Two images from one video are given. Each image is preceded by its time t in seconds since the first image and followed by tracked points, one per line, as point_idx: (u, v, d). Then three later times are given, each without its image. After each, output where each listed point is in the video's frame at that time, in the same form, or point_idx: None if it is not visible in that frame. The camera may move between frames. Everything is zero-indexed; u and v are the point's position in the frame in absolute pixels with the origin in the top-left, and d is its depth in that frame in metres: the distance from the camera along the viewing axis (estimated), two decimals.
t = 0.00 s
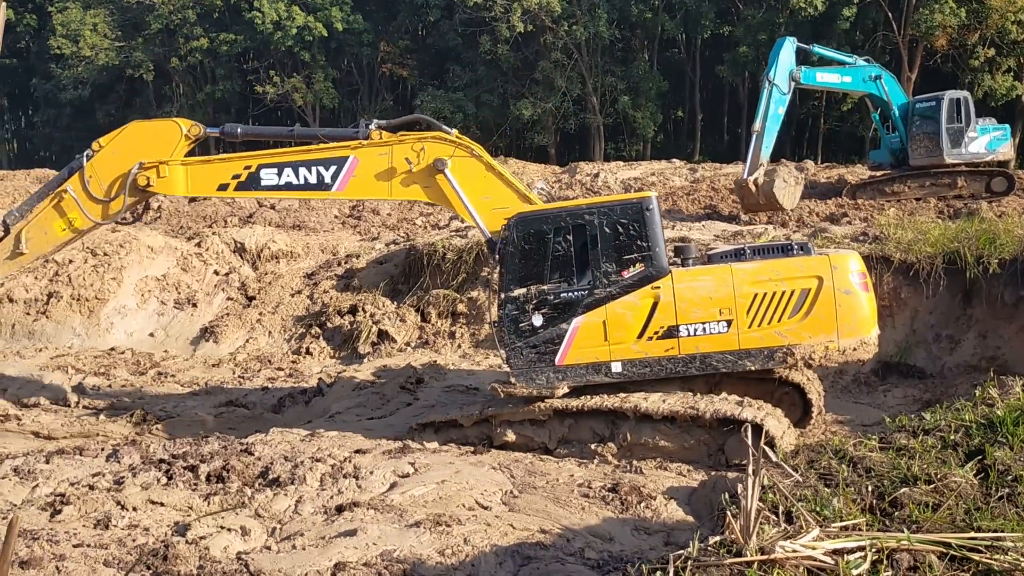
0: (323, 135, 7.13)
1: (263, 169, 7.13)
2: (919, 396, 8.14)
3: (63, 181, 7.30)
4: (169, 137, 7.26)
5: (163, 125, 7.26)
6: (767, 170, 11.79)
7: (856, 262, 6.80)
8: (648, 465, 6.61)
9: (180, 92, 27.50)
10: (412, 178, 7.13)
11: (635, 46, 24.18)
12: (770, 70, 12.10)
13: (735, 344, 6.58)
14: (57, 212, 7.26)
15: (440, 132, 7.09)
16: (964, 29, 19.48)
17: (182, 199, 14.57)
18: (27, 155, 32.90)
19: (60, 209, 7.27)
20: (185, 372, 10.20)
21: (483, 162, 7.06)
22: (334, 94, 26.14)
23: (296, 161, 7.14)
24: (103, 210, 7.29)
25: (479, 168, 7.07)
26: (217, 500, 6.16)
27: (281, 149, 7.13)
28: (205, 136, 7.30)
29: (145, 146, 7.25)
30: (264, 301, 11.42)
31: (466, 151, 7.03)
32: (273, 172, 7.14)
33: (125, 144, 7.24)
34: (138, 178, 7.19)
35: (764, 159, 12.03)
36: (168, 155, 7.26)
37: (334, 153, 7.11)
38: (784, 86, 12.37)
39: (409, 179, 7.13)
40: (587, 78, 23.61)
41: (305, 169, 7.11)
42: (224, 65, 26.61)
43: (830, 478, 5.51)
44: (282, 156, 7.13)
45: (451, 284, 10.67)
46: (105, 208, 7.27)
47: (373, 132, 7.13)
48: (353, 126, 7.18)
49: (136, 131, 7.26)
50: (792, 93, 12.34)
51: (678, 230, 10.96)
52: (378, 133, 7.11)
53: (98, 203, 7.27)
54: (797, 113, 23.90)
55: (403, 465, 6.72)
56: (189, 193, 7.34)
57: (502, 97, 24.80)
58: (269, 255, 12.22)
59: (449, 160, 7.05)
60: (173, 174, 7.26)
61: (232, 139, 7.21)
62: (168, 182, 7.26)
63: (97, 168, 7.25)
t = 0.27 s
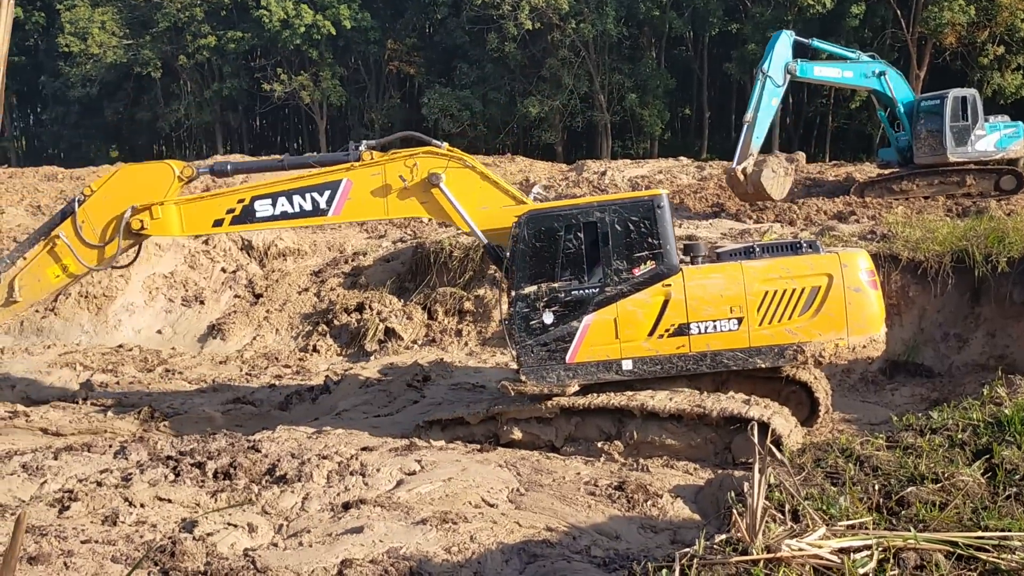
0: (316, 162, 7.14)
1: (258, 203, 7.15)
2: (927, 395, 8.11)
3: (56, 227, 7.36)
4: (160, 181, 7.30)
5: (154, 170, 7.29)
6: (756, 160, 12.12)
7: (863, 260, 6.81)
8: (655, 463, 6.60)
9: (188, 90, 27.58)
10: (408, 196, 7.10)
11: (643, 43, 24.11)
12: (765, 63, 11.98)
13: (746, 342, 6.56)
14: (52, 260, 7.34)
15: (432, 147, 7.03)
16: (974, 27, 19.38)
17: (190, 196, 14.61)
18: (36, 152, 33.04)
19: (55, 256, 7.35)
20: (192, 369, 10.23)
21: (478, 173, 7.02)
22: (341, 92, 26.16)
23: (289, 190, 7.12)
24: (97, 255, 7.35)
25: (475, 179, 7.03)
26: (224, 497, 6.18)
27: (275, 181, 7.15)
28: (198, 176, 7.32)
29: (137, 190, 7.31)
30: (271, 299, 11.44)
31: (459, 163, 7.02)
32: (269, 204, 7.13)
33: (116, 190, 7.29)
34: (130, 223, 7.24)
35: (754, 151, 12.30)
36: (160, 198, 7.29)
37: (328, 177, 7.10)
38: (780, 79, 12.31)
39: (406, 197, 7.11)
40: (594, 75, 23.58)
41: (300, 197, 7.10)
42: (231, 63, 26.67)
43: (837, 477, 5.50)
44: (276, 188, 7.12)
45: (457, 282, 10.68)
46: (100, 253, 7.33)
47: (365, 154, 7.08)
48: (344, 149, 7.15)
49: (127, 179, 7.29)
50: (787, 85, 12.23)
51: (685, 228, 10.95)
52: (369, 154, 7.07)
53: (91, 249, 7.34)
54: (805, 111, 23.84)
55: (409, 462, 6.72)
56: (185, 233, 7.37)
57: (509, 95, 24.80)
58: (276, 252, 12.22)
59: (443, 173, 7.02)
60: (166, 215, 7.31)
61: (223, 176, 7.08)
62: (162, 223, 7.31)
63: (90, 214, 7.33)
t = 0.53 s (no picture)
0: (307, 189, 7.14)
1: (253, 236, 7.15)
2: (932, 393, 8.09)
3: (48, 273, 7.27)
4: (154, 223, 7.23)
5: (145, 212, 7.22)
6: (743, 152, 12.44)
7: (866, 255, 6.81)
8: (659, 461, 6.61)
9: (193, 88, 27.61)
10: (403, 213, 7.08)
11: (647, 41, 24.07)
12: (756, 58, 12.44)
13: (753, 338, 6.56)
14: (46, 307, 7.26)
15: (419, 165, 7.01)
16: (980, 24, 19.32)
17: (195, 194, 14.63)
18: (42, 150, 33.14)
19: (49, 303, 7.26)
20: (197, 366, 10.26)
21: (469, 183, 7.01)
22: (346, 89, 26.18)
23: (282, 220, 7.11)
24: (92, 300, 7.29)
25: (468, 190, 7.02)
26: (229, 494, 6.20)
27: (266, 211, 7.15)
28: (192, 218, 7.25)
29: (131, 234, 7.23)
30: (276, 297, 11.46)
31: (450, 175, 7.00)
32: (264, 236, 7.14)
33: (110, 234, 7.22)
34: (126, 267, 7.18)
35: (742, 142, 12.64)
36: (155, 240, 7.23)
37: (319, 204, 7.07)
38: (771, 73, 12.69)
39: (401, 215, 7.09)
40: (599, 73, 23.55)
41: (295, 227, 7.10)
42: (236, 61, 26.69)
43: (841, 475, 5.49)
44: (269, 220, 7.12)
45: (462, 280, 10.69)
46: (96, 298, 7.27)
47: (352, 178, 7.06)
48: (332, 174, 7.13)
49: (119, 222, 7.21)
50: (779, 79, 12.65)
51: (690, 226, 10.94)
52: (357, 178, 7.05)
53: (86, 294, 7.26)
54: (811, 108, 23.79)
55: (414, 460, 6.73)
56: (181, 271, 7.34)
57: (514, 92, 24.80)
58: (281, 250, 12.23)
59: (435, 188, 6.99)
60: (161, 256, 7.25)
61: (213, 215, 7.22)
62: (157, 264, 7.26)
63: (83, 259, 7.24)
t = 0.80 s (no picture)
0: (301, 200, 7.05)
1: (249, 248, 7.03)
2: (934, 391, 8.08)
3: (40, 293, 7.04)
4: (147, 239, 7.03)
5: (138, 230, 7.00)
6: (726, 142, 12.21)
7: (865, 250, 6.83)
8: (661, 459, 6.62)
9: (194, 86, 27.62)
10: (400, 219, 7.02)
11: (649, 39, 24.04)
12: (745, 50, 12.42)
13: (757, 335, 6.56)
14: (40, 328, 7.05)
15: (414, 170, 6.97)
16: (982, 22, 19.28)
17: (197, 192, 14.64)
18: (43, 148, 33.16)
19: (42, 324, 7.05)
20: (199, 365, 10.26)
21: (467, 187, 6.99)
22: (348, 88, 26.19)
23: (279, 231, 7.01)
24: (88, 319, 7.09)
25: (465, 194, 7.00)
26: (231, 493, 6.21)
27: (261, 223, 7.04)
28: (187, 233, 7.06)
29: (124, 251, 7.02)
30: (277, 295, 11.47)
31: (447, 180, 6.97)
32: (260, 247, 7.03)
33: (103, 252, 7.00)
34: (121, 284, 6.98)
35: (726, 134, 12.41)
36: (150, 257, 7.02)
37: (315, 213, 6.97)
38: (760, 65, 12.63)
39: (399, 221, 7.03)
40: (601, 71, 23.54)
41: (292, 237, 7.00)
42: (238, 59, 26.70)
43: (843, 474, 5.49)
44: (265, 230, 7.01)
45: (464, 278, 10.70)
46: (92, 316, 7.07)
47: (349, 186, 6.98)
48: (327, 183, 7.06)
49: (111, 241, 6.99)
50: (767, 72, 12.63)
51: (692, 224, 10.93)
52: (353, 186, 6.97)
53: (81, 313, 7.06)
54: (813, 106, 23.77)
55: (415, 458, 6.73)
56: (177, 287, 7.15)
57: (516, 90, 24.80)
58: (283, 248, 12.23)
59: (433, 193, 6.97)
60: (156, 272, 7.06)
61: (208, 230, 6.96)
62: (153, 280, 7.06)
63: (76, 278, 7.02)
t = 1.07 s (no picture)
0: (301, 200, 7.02)
1: (248, 249, 7.00)
2: (935, 390, 8.06)
3: (35, 293, 7.02)
4: (147, 241, 7.01)
5: (136, 231, 6.98)
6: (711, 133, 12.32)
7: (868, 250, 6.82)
8: (662, 458, 6.60)
9: (194, 84, 27.59)
10: (401, 219, 7.00)
11: (650, 36, 23.99)
12: (735, 44, 12.59)
13: (761, 334, 6.54)
14: (33, 328, 7.01)
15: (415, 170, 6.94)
16: (983, 19, 19.24)
17: (196, 190, 14.62)
18: (43, 147, 33.14)
19: (35, 323, 7.01)
20: (198, 364, 10.25)
21: (468, 186, 6.97)
22: (347, 86, 26.17)
23: (278, 232, 6.98)
24: (81, 321, 7.06)
25: (467, 194, 6.97)
26: (230, 492, 6.19)
27: (260, 223, 7.02)
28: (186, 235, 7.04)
29: (122, 253, 6.99)
30: (277, 293, 11.45)
31: (448, 179, 6.94)
32: (259, 248, 7.00)
33: (100, 253, 6.98)
34: (117, 287, 6.95)
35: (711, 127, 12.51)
36: (148, 259, 6.99)
37: (314, 213, 6.94)
38: (748, 60, 12.77)
39: (400, 220, 7.01)
40: (601, 69, 23.51)
41: (292, 238, 6.97)
42: (237, 57, 26.66)
43: (843, 472, 5.47)
44: (264, 231, 6.99)
45: (464, 276, 10.68)
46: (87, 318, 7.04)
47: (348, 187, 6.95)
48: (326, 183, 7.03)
49: (109, 242, 6.97)
50: (755, 67, 12.78)
51: (692, 223, 10.91)
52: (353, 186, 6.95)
53: (74, 314, 7.03)
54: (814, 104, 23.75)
55: (415, 458, 6.71)
56: (174, 289, 7.12)
57: (515, 88, 24.77)
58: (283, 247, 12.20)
59: (434, 192, 6.94)
60: (153, 275, 7.03)
61: (206, 233, 6.92)
62: (150, 283, 7.03)
63: (71, 278, 7.00)
